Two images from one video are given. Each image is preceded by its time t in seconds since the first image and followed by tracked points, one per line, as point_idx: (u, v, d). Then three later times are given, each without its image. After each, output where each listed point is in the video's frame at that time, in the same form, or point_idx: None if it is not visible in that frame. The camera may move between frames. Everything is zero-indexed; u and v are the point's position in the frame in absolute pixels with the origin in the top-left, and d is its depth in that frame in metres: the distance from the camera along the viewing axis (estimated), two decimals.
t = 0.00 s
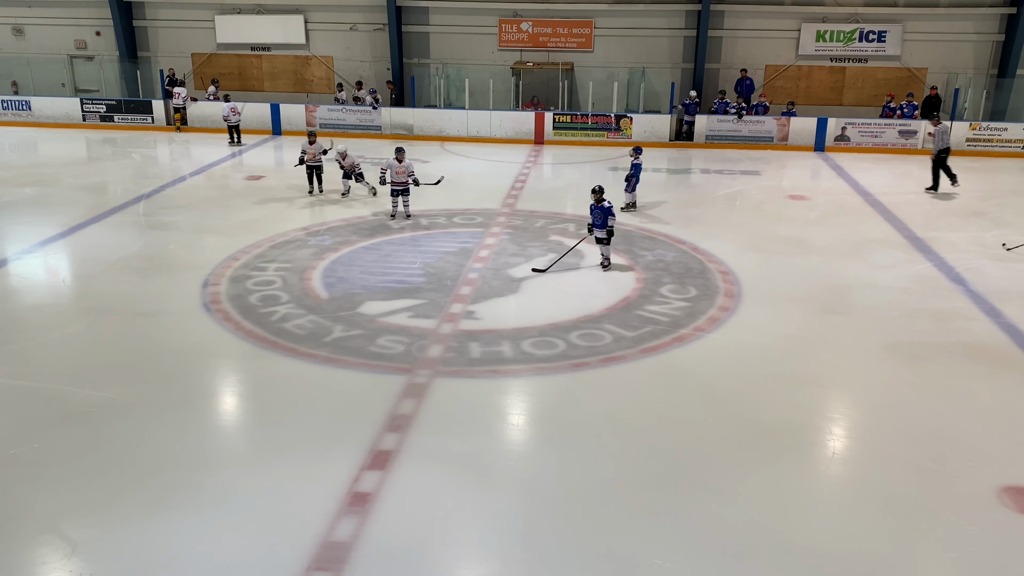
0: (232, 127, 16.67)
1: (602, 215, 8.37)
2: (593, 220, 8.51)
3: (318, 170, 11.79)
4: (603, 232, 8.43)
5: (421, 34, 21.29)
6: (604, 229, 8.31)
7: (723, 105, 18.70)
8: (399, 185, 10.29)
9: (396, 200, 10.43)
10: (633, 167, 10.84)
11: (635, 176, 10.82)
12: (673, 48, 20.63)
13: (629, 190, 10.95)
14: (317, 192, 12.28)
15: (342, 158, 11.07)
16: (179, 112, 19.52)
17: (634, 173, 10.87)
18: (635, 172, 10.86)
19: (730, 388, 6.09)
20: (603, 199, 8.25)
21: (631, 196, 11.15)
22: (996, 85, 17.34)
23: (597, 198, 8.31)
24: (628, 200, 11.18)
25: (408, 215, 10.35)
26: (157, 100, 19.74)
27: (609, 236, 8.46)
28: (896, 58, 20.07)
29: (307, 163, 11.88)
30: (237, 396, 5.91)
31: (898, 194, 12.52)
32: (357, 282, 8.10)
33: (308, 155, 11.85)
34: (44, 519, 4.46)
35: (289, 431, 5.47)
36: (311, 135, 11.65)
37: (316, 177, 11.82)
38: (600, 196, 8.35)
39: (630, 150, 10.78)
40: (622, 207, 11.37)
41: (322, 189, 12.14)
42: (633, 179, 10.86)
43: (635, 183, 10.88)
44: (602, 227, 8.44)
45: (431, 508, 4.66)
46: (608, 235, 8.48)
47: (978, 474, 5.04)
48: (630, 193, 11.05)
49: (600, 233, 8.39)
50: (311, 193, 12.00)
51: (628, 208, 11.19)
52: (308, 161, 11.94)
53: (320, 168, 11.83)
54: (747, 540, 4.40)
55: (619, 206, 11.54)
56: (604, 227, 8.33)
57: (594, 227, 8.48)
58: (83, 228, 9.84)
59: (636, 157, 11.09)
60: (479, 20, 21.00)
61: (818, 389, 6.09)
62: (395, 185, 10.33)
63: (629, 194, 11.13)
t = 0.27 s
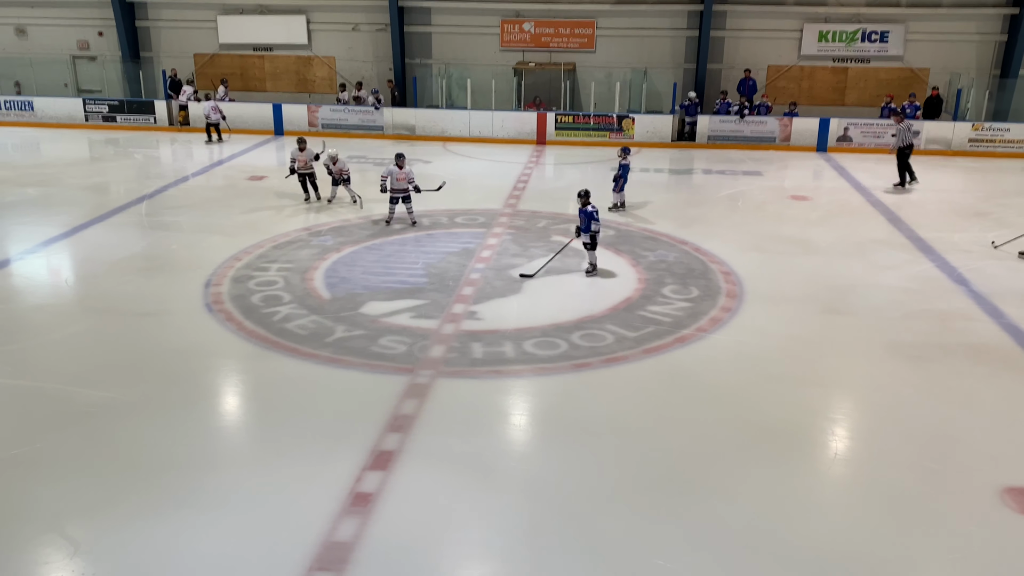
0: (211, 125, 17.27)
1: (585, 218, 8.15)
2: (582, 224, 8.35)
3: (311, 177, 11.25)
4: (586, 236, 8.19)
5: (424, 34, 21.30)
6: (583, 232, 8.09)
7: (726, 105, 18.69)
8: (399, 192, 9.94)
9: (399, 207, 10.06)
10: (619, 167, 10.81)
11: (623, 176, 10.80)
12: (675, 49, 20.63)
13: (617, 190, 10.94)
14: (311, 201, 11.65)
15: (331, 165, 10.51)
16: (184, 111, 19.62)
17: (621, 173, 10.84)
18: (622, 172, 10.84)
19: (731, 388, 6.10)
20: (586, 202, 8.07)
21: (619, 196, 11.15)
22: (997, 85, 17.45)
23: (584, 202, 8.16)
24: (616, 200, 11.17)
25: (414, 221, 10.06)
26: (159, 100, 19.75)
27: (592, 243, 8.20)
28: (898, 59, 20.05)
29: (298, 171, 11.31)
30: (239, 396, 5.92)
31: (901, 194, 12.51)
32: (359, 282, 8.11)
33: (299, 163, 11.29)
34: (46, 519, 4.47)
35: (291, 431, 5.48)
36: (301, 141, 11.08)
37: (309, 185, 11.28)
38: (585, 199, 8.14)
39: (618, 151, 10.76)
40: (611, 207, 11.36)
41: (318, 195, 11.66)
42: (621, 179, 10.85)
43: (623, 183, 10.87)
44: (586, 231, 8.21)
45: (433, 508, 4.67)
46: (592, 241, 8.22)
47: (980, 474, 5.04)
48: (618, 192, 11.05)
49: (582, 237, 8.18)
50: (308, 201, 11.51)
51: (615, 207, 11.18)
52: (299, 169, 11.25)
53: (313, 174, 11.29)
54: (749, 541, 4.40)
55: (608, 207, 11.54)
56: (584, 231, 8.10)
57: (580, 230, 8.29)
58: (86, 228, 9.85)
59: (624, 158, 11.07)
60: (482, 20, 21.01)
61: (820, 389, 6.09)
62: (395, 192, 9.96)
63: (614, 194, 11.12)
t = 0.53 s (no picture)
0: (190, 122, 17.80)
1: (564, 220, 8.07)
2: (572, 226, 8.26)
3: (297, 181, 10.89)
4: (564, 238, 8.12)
5: (424, 34, 21.31)
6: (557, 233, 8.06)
7: (726, 105, 18.69)
8: (397, 199, 9.69)
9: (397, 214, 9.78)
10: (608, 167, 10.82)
11: (610, 176, 10.82)
12: (675, 49, 20.62)
13: (605, 190, 10.97)
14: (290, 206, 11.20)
15: (326, 172, 10.27)
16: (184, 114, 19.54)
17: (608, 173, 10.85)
18: (610, 172, 10.85)
19: (732, 388, 6.09)
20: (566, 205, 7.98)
21: (606, 196, 11.15)
22: (998, 85, 17.46)
23: (565, 204, 8.08)
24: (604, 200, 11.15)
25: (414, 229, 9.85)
26: (160, 100, 19.75)
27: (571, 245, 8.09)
28: (899, 58, 20.05)
29: (282, 176, 10.90)
30: (240, 396, 5.92)
31: (902, 194, 12.49)
32: (359, 282, 8.11)
33: (282, 168, 10.91)
34: (47, 519, 4.47)
35: (292, 431, 5.48)
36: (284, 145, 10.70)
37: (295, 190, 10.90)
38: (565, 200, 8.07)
39: (606, 150, 10.78)
40: (597, 207, 11.34)
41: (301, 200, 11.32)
42: (608, 179, 10.87)
43: (610, 183, 10.90)
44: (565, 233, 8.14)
45: (433, 508, 4.67)
46: (572, 244, 8.10)
47: (981, 474, 5.04)
48: (606, 192, 11.05)
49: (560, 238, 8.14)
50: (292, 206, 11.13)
51: (604, 207, 11.16)
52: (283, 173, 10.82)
53: (298, 179, 10.94)
54: (751, 541, 4.39)
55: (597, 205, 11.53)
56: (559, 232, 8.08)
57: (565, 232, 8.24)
58: (86, 228, 9.85)
59: (612, 157, 11.08)
60: (482, 20, 21.02)
61: (821, 389, 6.09)
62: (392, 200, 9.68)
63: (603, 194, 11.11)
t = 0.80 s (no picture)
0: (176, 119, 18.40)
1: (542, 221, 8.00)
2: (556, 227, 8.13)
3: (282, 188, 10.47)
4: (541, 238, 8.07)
5: (425, 34, 21.30)
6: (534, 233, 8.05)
7: (726, 105, 18.68)
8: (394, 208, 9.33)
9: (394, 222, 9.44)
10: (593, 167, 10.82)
11: (597, 176, 10.82)
12: (676, 48, 20.62)
13: (593, 190, 10.96)
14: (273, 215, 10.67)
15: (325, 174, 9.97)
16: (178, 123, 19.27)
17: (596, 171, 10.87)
18: (597, 172, 10.85)
19: (732, 388, 6.09)
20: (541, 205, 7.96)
21: (593, 195, 11.14)
22: (998, 85, 17.48)
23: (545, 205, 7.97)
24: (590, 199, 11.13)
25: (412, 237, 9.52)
26: (160, 100, 19.74)
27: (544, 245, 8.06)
28: (899, 58, 20.05)
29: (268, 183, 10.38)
30: (240, 395, 5.92)
31: (902, 194, 12.48)
32: (359, 282, 8.10)
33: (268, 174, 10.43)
34: (47, 518, 4.47)
35: (292, 431, 5.47)
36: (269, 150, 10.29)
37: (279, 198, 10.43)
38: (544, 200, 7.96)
39: (593, 150, 10.80)
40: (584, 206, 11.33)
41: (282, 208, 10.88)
42: (596, 178, 10.87)
43: (597, 183, 10.89)
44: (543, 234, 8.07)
45: (433, 508, 4.67)
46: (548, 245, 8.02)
47: (982, 474, 5.03)
48: (593, 191, 11.04)
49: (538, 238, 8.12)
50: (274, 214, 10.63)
51: (591, 206, 11.16)
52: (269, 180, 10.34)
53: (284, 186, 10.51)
54: (751, 541, 4.39)
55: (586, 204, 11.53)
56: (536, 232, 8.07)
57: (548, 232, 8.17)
58: (85, 228, 9.84)
59: (597, 157, 11.09)
60: (482, 19, 21.01)
61: (822, 389, 6.09)
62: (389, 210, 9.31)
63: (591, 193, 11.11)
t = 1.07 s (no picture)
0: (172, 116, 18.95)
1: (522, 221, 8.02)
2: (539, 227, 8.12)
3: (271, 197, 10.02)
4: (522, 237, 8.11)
5: (424, 34, 21.30)
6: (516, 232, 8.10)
7: (726, 105, 18.69)
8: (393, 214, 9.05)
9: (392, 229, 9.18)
10: (581, 167, 10.84)
11: (584, 176, 10.83)
12: (675, 48, 20.62)
13: (580, 190, 10.96)
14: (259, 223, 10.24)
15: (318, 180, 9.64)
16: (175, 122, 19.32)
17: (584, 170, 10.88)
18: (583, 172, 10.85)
19: (731, 388, 6.08)
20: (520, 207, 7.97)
21: (580, 196, 11.12)
22: (998, 85, 17.48)
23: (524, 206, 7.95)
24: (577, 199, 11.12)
25: (411, 244, 9.26)
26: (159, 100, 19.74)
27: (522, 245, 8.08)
28: (898, 58, 20.05)
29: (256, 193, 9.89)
30: (239, 395, 5.92)
31: (901, 194, 12.49)
32: (359, 282, 8.10)
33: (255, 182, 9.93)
34: (47, 518, 4.47)
35: (292, 431, 5.47)
36: (259, 158, 9.83)
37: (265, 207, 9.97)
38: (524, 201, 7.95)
39: (578, 150, 10.81)
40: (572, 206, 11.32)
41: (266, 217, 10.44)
42: (583, 179, 10.88)
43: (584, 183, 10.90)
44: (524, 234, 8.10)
45: (433, 508, 4.66)
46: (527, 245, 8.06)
47: (981, 475, 5.03)
48: (580, 191, 11.04)
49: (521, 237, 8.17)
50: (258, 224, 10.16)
51: (577, 207, 11.16)
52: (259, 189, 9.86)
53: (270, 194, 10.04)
54: (751, 541, 4.39)
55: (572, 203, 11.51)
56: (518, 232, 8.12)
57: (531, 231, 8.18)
58: (85, 228, 9.84)
59: (585, 157, 11.12)
60: (482, 19, 21.01)
61: (822, 389, 6.08)
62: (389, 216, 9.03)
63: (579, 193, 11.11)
